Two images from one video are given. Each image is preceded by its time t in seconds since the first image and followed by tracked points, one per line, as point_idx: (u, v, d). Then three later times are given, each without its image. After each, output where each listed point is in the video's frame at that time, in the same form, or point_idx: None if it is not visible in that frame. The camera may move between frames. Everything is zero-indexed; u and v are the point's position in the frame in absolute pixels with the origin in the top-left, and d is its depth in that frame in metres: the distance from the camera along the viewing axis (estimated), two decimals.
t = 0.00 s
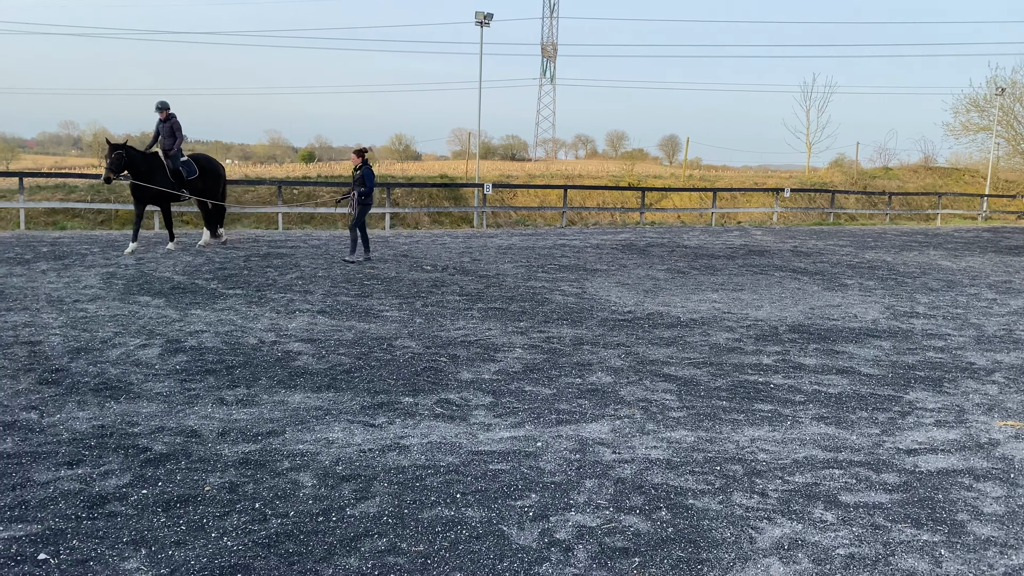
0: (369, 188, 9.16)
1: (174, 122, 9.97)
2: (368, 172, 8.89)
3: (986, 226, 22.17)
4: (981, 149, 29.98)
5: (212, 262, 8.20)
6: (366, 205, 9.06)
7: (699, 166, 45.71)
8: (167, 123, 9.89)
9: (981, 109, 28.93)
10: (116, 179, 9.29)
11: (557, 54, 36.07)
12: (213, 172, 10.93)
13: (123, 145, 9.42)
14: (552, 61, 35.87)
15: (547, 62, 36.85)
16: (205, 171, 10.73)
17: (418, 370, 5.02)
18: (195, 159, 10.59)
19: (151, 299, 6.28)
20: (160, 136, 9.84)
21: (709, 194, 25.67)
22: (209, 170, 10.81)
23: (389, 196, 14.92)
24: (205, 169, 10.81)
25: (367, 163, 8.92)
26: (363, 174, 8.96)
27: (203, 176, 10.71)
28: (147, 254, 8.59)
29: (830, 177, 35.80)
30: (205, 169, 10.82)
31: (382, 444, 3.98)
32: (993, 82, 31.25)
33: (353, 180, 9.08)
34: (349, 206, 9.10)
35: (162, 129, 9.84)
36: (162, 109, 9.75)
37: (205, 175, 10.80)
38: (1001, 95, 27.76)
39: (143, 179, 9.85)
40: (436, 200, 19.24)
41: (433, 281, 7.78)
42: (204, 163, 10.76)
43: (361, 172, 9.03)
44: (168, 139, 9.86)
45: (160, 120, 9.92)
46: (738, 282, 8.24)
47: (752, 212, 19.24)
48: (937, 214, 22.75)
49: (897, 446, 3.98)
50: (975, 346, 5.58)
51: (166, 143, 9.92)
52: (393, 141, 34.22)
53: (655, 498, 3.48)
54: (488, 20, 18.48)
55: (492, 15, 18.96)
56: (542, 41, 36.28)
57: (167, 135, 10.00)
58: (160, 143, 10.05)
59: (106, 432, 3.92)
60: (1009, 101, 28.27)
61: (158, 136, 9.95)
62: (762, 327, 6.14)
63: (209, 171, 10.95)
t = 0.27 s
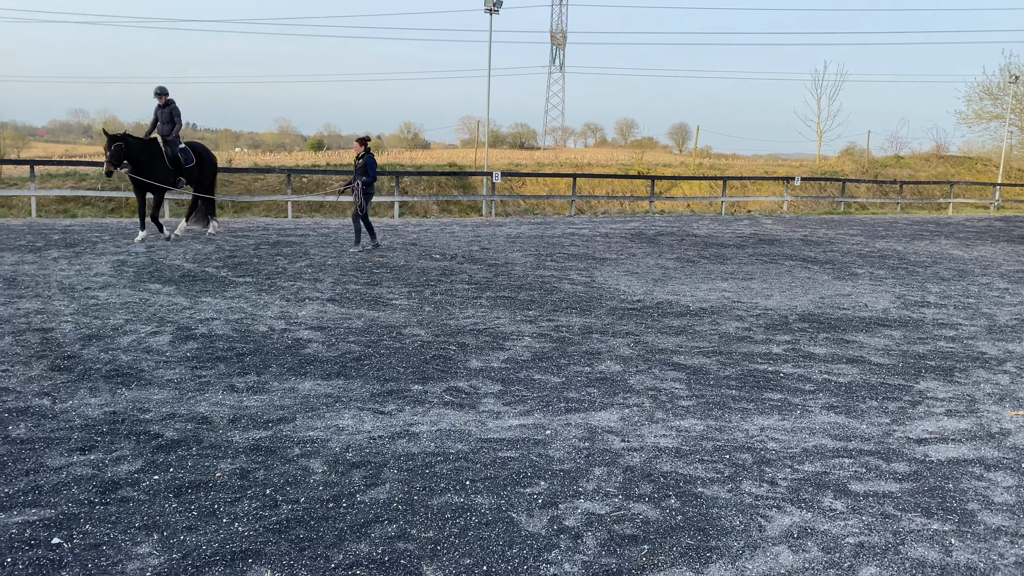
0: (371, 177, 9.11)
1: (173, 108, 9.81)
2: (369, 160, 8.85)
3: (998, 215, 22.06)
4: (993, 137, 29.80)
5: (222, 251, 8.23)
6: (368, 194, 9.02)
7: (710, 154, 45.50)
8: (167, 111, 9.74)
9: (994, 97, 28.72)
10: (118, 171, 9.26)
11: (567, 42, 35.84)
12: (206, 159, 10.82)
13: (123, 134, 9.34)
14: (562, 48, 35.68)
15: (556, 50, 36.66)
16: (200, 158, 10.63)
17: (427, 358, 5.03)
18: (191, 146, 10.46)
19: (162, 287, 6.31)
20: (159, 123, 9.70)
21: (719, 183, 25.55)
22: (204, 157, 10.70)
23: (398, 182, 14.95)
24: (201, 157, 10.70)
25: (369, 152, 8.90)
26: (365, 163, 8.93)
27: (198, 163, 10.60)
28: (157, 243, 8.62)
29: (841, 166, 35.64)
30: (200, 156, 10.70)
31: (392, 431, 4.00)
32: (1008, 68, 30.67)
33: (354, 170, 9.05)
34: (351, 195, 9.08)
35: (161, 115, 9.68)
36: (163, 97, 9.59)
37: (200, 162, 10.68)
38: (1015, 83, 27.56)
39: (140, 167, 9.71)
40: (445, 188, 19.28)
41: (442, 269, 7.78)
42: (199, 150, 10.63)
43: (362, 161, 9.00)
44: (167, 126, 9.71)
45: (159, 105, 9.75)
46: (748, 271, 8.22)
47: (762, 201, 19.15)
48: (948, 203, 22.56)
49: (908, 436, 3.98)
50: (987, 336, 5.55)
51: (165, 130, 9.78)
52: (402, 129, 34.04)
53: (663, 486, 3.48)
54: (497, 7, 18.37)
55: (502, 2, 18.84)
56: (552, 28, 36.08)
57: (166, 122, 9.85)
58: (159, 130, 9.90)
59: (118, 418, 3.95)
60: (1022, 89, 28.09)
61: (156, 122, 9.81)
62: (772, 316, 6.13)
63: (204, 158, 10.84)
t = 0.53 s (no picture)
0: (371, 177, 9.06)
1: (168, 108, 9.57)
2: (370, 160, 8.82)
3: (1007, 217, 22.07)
4: (1001, 140, 29.84)
5: (228, 251, 8.25)
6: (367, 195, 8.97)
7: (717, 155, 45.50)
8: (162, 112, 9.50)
9: (1001, 100, 28.76)
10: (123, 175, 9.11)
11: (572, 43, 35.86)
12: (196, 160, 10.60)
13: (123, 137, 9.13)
14: (567, 50, 35.71)
15: (562, 51, 36.65)
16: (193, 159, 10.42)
17: (433, 358, 5.03)
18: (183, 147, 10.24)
19: (168, 287, 6.32)
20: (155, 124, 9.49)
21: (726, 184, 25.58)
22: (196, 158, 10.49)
23: (404, 182, 15.02)
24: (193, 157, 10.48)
25: (369, 152, 8.86)
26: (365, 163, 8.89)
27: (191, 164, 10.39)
28: (164, 243, 8.64)
29: (848, 168, 35.65)
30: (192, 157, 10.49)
31: (398, 432, 4.00)
32: (1014, 71, 30.75)
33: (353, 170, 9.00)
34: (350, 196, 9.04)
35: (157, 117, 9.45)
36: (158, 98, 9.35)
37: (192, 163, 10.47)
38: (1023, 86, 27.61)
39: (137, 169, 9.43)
40: (450, 189, 19.37)
41: (448, 270, 7.79)
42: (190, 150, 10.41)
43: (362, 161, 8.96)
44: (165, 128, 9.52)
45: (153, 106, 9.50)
46: (754, 273, 8.22)
47: (767, 203, 19.15)
48: (954, 205, 22.53)
49: (915, 438, 3.97)
50: (994, 338, 5.55)
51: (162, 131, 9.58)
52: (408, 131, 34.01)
53: (670, 487, 3.48)
54: (504, 9, 18.39)
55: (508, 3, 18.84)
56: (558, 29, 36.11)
57: (161, 123, 9.61)
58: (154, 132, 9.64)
59: (125, 418, 3.95)
60: None
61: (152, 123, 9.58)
62: (778, 318, 6.12)
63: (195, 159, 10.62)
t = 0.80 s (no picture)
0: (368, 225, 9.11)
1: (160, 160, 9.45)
2: (368, 208, 8.91)
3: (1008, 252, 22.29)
4: (995, 175, 30.35)
5: (231, 302, 8.25)
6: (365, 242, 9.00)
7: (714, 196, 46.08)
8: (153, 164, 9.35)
9: (992, 135, 29.38)
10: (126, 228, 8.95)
11: (566, 90, 36.71)
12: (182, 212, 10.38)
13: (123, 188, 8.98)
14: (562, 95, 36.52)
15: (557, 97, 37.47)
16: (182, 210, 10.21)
17: (439, 407, 4.99)
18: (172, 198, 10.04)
19: (171, 340, 6.29)
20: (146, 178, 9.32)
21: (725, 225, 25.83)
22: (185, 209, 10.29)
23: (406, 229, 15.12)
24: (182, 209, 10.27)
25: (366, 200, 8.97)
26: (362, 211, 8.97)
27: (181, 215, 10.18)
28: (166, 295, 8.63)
29: (846, 206, 36.03)
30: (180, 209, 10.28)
31: (407, 484, 3.94)
32: (1004, 109, 31.54)
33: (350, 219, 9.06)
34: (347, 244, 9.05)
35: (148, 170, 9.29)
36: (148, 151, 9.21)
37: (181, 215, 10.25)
38: (1013, 121, 28.27)
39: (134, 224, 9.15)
40: (450, 235, 19.44)
41: (450, 315, 7.79)
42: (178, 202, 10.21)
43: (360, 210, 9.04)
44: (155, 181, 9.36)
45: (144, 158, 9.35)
46: (756, 312, 8.25)
47: (767, 241, 19.33)
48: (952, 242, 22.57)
49: (928, 478, 3.93)
50: (1000, 374, 5.55)
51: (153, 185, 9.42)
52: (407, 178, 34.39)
53: (684, 535, 3.42)
54: (501, 59, 18.82)
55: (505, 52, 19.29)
56: (553, 77, 36.98)
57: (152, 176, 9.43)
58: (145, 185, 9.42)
59: (130, 475, 3.88)
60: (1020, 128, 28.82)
61: (143, 175, 9.36)
62: (783, 358, 6.12)
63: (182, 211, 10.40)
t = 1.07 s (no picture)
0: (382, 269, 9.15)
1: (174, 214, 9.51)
2: (381, 253, 8.98)
3: None
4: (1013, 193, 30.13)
5: (255, 352, 8.28)
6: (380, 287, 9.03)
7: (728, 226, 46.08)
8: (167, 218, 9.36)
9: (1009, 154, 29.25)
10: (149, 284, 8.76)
11: (575, 129, 37.23)
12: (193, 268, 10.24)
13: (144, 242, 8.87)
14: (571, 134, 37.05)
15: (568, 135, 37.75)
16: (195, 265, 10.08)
17: (469, 450, 4.95)
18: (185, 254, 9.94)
19: (199, 393, 6.30)
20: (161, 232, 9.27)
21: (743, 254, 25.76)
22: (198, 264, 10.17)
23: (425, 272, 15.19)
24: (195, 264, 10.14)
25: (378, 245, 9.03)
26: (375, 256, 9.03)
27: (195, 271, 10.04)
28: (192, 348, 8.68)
29: (865, 230, 35.83)
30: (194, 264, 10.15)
31: (442, 531, 3.88)
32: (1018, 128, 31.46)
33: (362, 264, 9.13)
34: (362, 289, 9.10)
35: (163, 223, 9.26)
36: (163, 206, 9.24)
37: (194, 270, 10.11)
38: None
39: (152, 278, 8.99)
40: (468, 276, 19.51)
41: (473, 357, 7.78)
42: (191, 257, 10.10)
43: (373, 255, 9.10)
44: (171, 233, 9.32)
45: (158, 212, 9.39)
46: (782, 342, 8.20)
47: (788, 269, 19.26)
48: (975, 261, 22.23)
49: (973, 506, 3.85)
50: None
51: (168, 238, 9.39)
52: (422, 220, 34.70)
53: (727, 573, 3.34)
54: (512, 100, 19.15)
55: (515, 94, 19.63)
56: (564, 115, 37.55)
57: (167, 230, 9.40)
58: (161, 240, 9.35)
59: (165, 531, 3.84)
60: None
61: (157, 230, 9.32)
62: (813, 387, 6.06)
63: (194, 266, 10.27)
